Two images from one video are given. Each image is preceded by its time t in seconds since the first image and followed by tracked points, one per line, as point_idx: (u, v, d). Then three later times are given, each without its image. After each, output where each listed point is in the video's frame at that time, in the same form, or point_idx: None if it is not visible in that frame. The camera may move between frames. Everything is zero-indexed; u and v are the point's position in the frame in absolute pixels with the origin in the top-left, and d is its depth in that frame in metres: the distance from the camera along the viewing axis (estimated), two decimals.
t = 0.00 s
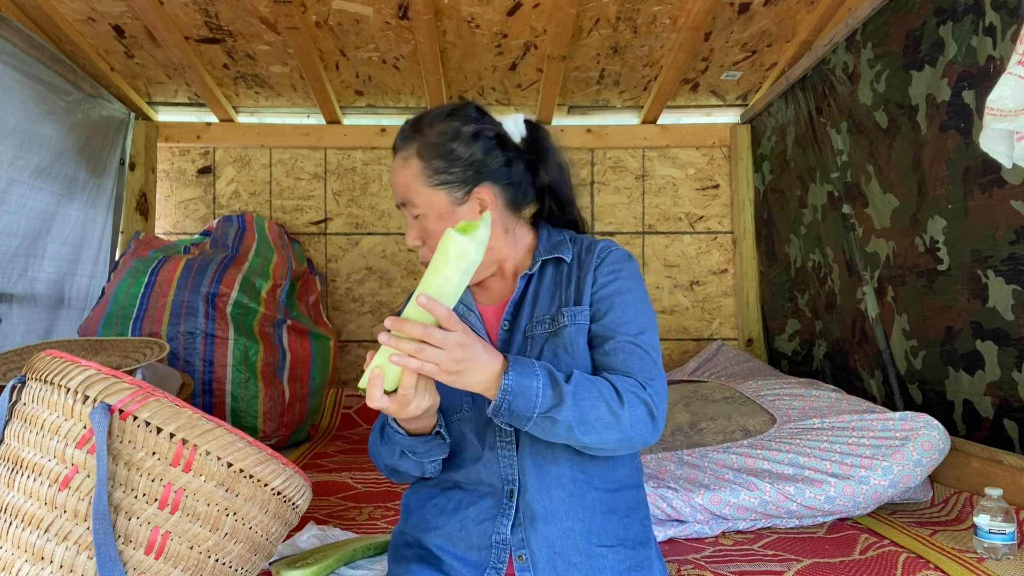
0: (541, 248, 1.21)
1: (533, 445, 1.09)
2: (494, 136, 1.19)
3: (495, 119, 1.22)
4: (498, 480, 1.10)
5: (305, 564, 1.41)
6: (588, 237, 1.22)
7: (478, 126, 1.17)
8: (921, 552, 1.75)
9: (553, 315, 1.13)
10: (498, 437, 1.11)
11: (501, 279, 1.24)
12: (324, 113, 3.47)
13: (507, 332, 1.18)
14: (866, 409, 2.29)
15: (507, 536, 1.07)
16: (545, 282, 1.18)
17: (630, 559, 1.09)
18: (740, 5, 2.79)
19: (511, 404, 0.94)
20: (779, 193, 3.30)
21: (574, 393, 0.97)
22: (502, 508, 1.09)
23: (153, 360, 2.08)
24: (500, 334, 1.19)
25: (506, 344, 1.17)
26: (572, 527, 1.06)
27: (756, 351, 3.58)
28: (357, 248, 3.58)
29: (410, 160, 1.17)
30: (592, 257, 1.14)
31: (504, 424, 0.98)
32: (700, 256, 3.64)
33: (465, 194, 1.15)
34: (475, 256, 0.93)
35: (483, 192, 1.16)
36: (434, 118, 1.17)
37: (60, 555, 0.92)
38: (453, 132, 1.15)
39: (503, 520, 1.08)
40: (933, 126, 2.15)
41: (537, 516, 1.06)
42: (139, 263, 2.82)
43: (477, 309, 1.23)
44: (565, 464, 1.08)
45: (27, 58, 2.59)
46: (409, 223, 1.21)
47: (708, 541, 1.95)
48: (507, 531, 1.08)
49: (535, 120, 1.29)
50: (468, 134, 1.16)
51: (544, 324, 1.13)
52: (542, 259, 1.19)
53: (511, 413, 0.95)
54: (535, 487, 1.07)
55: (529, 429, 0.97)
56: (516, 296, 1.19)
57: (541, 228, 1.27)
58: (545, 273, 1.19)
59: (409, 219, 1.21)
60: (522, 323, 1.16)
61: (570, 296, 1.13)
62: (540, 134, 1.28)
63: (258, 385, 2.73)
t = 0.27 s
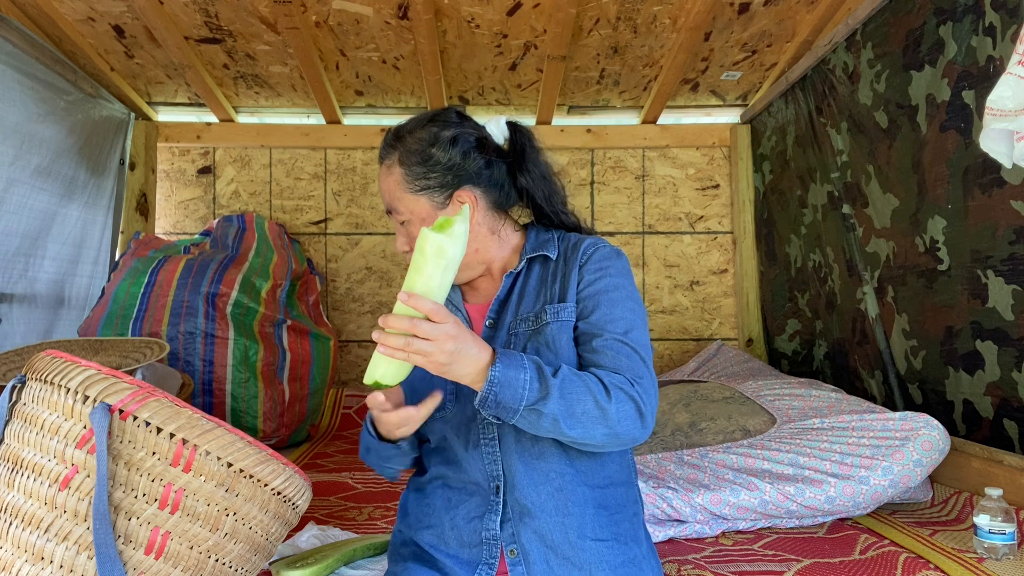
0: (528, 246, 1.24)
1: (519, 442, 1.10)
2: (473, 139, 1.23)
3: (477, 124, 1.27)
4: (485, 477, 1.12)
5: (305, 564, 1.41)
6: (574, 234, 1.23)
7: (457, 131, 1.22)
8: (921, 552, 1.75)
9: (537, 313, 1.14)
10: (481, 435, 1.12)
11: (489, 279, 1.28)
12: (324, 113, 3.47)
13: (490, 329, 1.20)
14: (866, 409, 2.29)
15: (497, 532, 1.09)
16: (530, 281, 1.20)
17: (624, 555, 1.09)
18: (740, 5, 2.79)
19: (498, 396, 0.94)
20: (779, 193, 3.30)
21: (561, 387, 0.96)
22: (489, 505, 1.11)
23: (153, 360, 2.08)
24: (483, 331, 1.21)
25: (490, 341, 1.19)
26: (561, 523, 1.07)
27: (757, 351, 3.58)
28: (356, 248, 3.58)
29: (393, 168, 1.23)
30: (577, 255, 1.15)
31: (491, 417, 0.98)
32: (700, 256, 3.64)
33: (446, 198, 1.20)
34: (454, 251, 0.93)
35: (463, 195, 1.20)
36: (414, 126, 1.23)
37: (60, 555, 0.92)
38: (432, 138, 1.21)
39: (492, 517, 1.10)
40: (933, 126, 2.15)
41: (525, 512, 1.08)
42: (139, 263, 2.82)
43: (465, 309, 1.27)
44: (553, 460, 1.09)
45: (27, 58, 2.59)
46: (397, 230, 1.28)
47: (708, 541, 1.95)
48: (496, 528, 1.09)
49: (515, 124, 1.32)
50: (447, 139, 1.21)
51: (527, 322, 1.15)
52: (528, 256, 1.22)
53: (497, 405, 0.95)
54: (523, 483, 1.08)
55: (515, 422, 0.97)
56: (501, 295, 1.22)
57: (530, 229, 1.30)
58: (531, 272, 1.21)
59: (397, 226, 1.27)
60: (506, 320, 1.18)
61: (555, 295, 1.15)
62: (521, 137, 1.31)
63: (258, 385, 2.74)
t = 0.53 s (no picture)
0: (533, 249, 1.26)
1: (511, 443, 1.10)
2: (486, 140, 1.23)
3: (490, 125, 1.27)
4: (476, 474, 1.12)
5: (305, 563, 1.40)
6: (582, 240, 1.24)
7: (470, 131, 1.22)
8: (921, 552, 1.75)
9: (535, 318, 1.15)
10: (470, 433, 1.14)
11: (495, 280, 1.30)
12: (324, 113, 3.47)
13: (488, 330, 1.21)
14: (866, 409, 2.29)
15: (489, 530, 1.09)
16: (533, 284, 1.21)
17: (625, 557, 1.11)
18: (740, 5, 2.79)
19: (504, 396, 0.94)
20: (779, 193, 3.30)
21: (567, 392, 0.96)
22: (480, 501, 1.11)
23: (153, 360, 2.08)
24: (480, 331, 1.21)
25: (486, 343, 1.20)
26: (555, 524, 1.09)
27: (756, 351, 3.58)
28: (356, 248, 3.58)
29: (404, 165, 1.24)
30: (583, 262, 1.15)
31: (495, 417, 0.98)
32: (700, 256, 3.64)
33: (455, 198, 1.21)
34: (468, 246, 0.95)
35: (473, 196, 1.20)
36: (427, 124, 1.23)
37: (60, 555, 0.92)
38: (444, 138, 1.21)
39: (483, 513, 1.10)
40: (933, 126, 2.15)
41: (518, 511, 1.09)
42: (139, 263, 2.82)
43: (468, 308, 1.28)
44: (556, 465, 1.09)
45: (27, 58, 2.59)
46: (405, 227, 1.29)
47: (708, 541, 1.95)
48: (489, 523, 1.09)
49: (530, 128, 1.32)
50: (459, 139, 1.21)
51: (524, 327, 1.16)
52: (532, 259, 1.24)
53: (503, 406, 0.95)
54: (516, 483, 1.10)
55: (520, 424, 0.97)
56: (501, 296, 1.23)
57: (537, 232, 1.31)
58: (534, 275, 1.23)
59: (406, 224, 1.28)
60: (504, 323, 1.19)
61: (555, 301, 1.15)
62: (535, 141, 1.31)
63: (258, 385, 2.74)
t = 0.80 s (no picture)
0: (548, 251, 1.25)
1: (517, 445, 1.11)
2: (508, 139, 1.25)
3: (512, 124, 1.28)
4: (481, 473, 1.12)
5: (305, 563, 1.40)
6: (596, 243, 1.24)
7: (493, 128, 1.23)
8: (921, 552, 1.75)
9: (549, 320, 1.15)
10: (478, 431, 1.14)
11: (506, 279, 1.29)
12: (324, 113, 3.47)
13: (501, 330, 1.20)
14: (866, 409, 2.29)
15: (493, 529, 1.09)
16: (547, 286, 1.21)
17: (626, 558, 1.11)
18: (740, 5, 2.79)
19: (518, 402, 0.93)
20: (779, 193, 3.30)
21: (580, 398, 0.96)
22: (484, 500, 1.11)
23: (153, 360, 2.08)
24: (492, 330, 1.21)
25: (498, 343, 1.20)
26: (558, 524, 1.09)
27: (756, 351, 3.59)
28: (357, 248, 3.58)
29: (424, 157, 1.24)
30: (598, 266, 1.15)
31: (507, 420, 0.97)
32: (700, 256, 3.64)
33: (474, 193, 1.22)
34: (483, 252, 0.93)
35: (492, 192, 1.22)
36: (450, 118, 1.24)
37: (60, 555, 0.92)
38: (467, 133, 1.22)
39: (488, 513, 1.10)
40: (933, 126, 2.15)
41: (523, 510, 1.09)
42: (139, 263, 2.82)
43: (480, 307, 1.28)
44: (563, 467, 1.09)
45: (27, 58, 2.59)
46: (421, 220, 1.28)
47: (708, 541, 1.95)
48: (493, 522, 1.09)
49: (551, 130, 1.35)
50: (482, 135, 1.22)
51: (538, 328, 1.16)
52: (548, 261, 1.23)
53: (516, 411, 0.94)
54: (520, 483, 1.10)
55: (531, 428, 0.96)
56: (516, 295, 1.22)
57: (552, 233, 1.31)
58: (548, 277, 1.22)
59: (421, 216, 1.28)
60: (517, 323, 1.19)
61: (570, 303, 1.15)
62: (555, 144, 1.34)
63: (258, 385, 2.74)
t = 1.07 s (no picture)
0: (552, 252, 1.25)
1: (521, 446, 1.11)
2: (516, 139, 1.26)
3: (520, 124, 1.29)
4: (485, 474, 1.12)
5: (305, 563, 1.40)
6: (600, 245, 1.24)
7: (502, 128, 1.24)
8: (921, 552, 1.75)
9: (554, 321, 1.15)
10: (482, 432, 1.14)
11: (510, 279, 1.28)
12: (324, 113, 3.47)
13: (505, 331, 1.20)
14: (866, 409, 2.29)
15: (496, 530, 1.09)
16: (551, 288, 1.21)
17: (628, 558, 1.11)
18: (740, 5, 2.79)
19: (525, 405, 0.93)
20: (779, 193, 3.30)
21: (587, 401, 0.96)
22: (488, 500, 1.11)
23: (152, 360, 2.08)
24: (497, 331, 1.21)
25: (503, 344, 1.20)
26: (561, 524, 1.09)
27: (756, 351, 3.59)
28: (357, 248, 3.58)
29: (433, 154, 1.24)
30: (603, 268, 1.15)
31: (514, 423, 0.97)
32: (700, 256, 3.64)
33: (482, 192, 1.22)
34: (492, 256, 0.92)
35: (499, 192, 1.22)
36: (460, 116, 1.25)
37: (60, 555, 0.92)
38: (476, 132, 1.22)
39: (491, 513, 1.10)
40: (933, 126, 2.15)
41: (525, 511, 1.09)
42: (139, 263, 2.82)
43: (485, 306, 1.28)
44: (566, 468, 1.09)
45: (27, 58, 2.59)
46: (426, 216, 1.27)
47: (708, 541, 1.95)
48: (495, 523, 1.09)
49: (558, 131, 1.36)
50: (492, 134, 1.22)
51: (543, 329, 1.16)
52: (551, 263, 1.23)
53: (523, 413, 0.94)
54: (523, 483, 1.10)
55: (538, 431, 0.96)
56: (520, 296, 1.22)
57: (555, 234, 1.31)
58: (553, 279, 1.22)
59: (425, 212, 1.27)
60: (522, 324, 1.19)
61: (574, 305, 1.15)
62: (563, 145, 1.35)
63: (258, 385, 2.74)
